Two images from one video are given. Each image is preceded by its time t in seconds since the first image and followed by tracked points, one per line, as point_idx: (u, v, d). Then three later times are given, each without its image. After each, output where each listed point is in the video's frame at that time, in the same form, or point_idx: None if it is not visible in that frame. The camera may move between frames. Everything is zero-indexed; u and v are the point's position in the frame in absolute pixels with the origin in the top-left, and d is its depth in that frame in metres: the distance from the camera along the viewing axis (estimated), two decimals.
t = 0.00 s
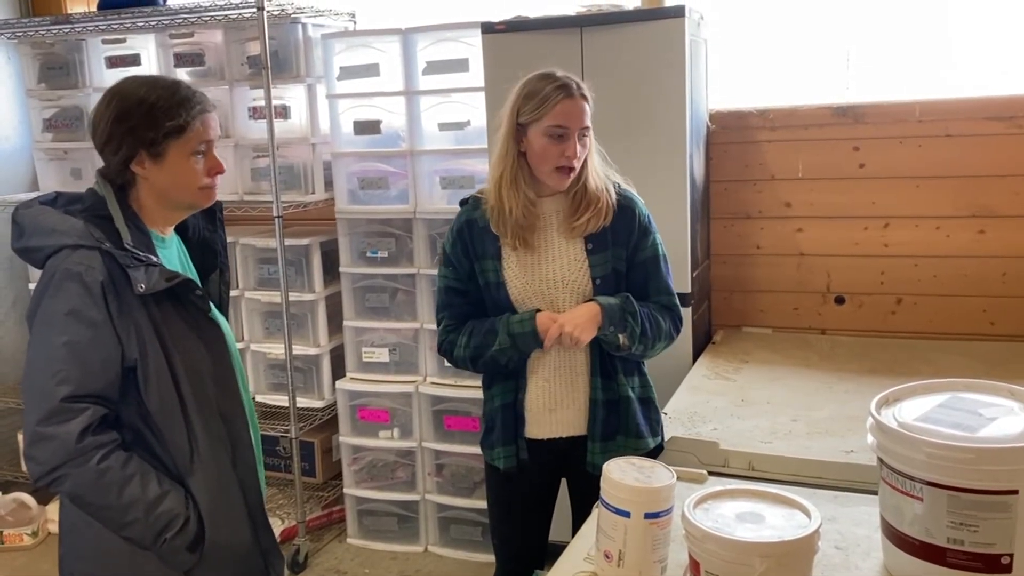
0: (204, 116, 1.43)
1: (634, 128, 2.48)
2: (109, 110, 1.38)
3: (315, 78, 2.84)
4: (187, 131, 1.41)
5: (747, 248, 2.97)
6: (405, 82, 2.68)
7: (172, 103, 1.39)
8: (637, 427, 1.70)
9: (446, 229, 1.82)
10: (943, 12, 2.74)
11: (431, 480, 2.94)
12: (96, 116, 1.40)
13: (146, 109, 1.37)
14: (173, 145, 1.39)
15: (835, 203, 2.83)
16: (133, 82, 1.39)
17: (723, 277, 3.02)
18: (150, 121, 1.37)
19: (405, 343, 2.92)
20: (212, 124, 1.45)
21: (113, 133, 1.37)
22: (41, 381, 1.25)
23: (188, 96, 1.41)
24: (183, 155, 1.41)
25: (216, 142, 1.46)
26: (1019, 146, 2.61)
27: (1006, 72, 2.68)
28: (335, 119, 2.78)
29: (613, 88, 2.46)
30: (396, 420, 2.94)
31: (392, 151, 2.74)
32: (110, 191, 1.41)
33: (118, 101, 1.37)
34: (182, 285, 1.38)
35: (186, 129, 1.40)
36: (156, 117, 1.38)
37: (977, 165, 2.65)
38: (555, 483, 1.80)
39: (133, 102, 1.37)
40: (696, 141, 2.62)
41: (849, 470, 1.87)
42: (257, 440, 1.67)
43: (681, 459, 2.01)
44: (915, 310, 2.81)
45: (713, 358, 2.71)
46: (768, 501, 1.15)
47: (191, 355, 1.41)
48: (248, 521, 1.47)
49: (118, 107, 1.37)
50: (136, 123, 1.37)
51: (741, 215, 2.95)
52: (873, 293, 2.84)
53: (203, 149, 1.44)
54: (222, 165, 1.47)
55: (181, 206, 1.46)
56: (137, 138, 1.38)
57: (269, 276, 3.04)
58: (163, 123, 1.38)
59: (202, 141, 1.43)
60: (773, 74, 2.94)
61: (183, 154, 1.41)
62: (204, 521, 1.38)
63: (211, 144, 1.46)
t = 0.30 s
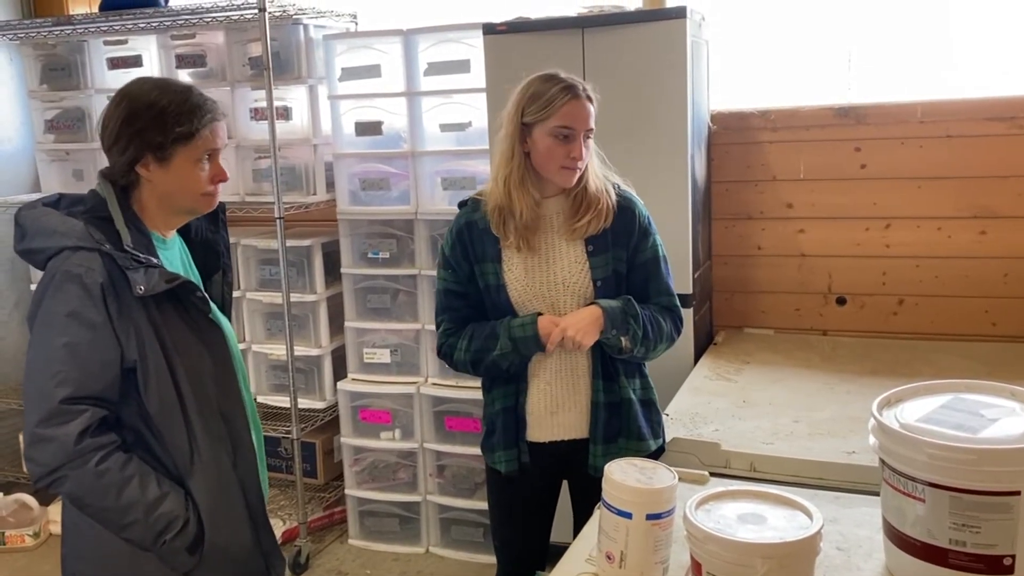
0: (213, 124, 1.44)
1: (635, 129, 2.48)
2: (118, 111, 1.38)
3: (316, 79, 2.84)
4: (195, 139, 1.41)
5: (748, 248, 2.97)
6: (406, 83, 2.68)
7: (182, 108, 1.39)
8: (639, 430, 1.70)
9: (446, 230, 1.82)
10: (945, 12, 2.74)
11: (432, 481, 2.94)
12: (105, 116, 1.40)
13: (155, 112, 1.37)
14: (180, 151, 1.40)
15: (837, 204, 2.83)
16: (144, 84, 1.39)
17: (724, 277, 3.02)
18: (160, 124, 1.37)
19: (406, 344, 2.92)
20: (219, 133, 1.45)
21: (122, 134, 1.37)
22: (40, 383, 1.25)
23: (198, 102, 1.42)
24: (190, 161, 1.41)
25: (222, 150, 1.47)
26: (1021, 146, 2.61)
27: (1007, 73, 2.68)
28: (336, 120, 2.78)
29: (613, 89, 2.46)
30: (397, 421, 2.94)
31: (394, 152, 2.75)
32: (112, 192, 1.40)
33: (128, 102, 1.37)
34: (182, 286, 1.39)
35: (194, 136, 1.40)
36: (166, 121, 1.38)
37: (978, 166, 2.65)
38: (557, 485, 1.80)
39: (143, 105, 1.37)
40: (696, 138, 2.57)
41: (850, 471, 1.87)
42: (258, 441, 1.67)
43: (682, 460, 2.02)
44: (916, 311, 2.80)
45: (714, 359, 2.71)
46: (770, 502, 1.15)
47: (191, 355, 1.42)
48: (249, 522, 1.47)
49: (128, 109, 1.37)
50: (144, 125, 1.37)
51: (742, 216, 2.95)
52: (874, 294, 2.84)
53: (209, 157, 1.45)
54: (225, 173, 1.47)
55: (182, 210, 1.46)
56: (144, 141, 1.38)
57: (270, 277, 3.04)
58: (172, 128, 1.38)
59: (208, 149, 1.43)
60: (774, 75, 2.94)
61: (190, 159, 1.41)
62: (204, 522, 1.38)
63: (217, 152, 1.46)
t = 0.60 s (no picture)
0: (216, 129, 1.43)
1: (636, 129, 2.48)
2: (122, 111, 1.38)
3: (318, 80, 2.84)
4: (197, 143, 1.40)
5: (750, 249, 2.97)
6: (408, 84, 2.68)
7: (185, 112, 1.39)
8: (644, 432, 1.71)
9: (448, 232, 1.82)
10: (946, 13, 2.73)
11: (434, 482, 2.94)
12: (110, 116, 1.40)
13: (158, 114, 1.37)
14: (181, 154, 1.39)
15: (838, 205, 2.83)
16: (149, 85, 1.39)
17: (726, 278, 3.02)
18: (161, 126, 1.37)
19: (407, 345, 2.92)
20: (223, 138, 1.45)
21: (124, 134, 1.37)
22: (32, 384, 1.25)
23: (203, 106, 1.41)
24: (190, 165, 1.41)
25: (225, 156, 1.46)
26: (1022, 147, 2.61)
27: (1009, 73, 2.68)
28: (338, 121, 2.79)
29: (614, 90, 2.46)
30: (399, 422, 2.95)
31: (395, 153, 2.75)
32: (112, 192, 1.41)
33: (132, 102, 1.38)
34: (177, 288, 1.39)
35: (195, 140, 1.40)
36: (168, 123, 1.37)
37: (980, 167, 2.65)
38: (560, 487, 1.80)
39: (146, 105, 1.37)
40: (698, 141, 2.62)
41: (852, 472, 1.87)
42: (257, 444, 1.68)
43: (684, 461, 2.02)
44: (918, 312, 2.80)
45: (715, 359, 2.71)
46: (771, 503, 1.15)
47: (186, 357, 1.42)
48: (244, 526, 1.46)
49: (132, 109, 1.37)
50: (146, 126, 1.36)
51: (744, 217, 2.95)
52: (876, 295, 2.84)
53: (211, 162, 1.44)
54: (227, 178, 1.47)
55: (181, 213, 1.46)
56: (145, 143, 1.37)
57: (272, 277, 3.04)
58: (173, 131, 1.38)
59: (211, 153, 1.43)
60: (776, 76, 2.94)
61: (191, 163, 1.41)
62: (197, 526, 1.38)
63: (219, 157, 1.45)
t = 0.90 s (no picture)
0: (213, 130, 1.43)
1: (637, 130, 2.48)
2: (119, 108, 1.38)
3: (319, 80, 2.84)
4: (192, 144, 1.40)
5: (751, 249, 2.96)
6: (409, 84, 2.68)
7: (182, 110, 1.39)
8: (648, 437, 1.70)
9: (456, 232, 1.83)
10: (947, 13, 2.73)
11: (435, 482, 2.94)
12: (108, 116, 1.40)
13: (155, 112, 1.37)
14: (175, 154, 1.39)
15: (840, 205, 2.83)
16: (149, 84, 1.39)
17: (727, 278, 3.02)
18: (158, 126, 1.37)
19: (408, 346, 2.92)
20: (221, 140, 1.45)
21: (121, 133, 1.38)
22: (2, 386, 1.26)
23: (201, 106, 1.41)
24: (185, 167, 1.41)
25: (223, 158, 1.46)
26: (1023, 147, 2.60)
27: (1009, 74, 2.68)
28: (339, 122, 2.79)
29: (614, 91, 2.46)
30: (399, 423, 2.95)
31: (396, 153, 2.75)
32: (105, 192, 1.41)
33: (129, 101, 1.38)
34: (160, 294, 1.38)
35: (190, 141, 1.40)
36: (163, 123, 1.37)
37: (982, 167, 2.65)
38: (567, 489, 1.81)
39: (143, 103, 1.37)
40: (699, 142, 2.63)
41: (853, 472, 1.87)
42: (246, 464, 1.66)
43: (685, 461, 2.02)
44: (919, 312, 2.80)
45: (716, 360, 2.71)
46: (773, 503, 1.15)
47: (168, 366, 1.40)
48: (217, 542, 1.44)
49: (129, 108, 1.37)
50: (141, 126, 1.37)
51: (745, 218, 2.95)
52: (877, 295, 2.84)
53: (208, 165, 1.44)
54: (225, 181, 1.47)
55: (176, 215, 1.46)
56: (139, 142, 1.38)
57: (273, 278, 3.05)
58: (167, 132, 1.38)
59: (208, 155, 1.43)
60: (777, 76, 2.94)
61: (186, 165, 1.41)
62: (164, 540, 1.37)
63: (217, 160, 1.45)
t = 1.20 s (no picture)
0: (212, 140, 1.42)
1: (638, 130, 2.48)
2: (115, 111, 1.37)
3: (320, 81, 2.84)
4: (189, 154, 1.40)
5: (752, 250, 2.96)
6: (410, 85, 2.69)
7: (181, 118, 1.38)
8: (654, 442, 1.70)
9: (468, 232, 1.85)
10: (947, 13, 2.73)
11: (436, 483, 2.94)
12: (105, 113, 1.40)
13: (153, 118, 1.36)
14: (171, 163, 1.39)
15: (841, 205, 2.82)
16: (148, 86, 1.38)
17: (728, 279, 3.02)
18: (154, 134, 1.36)
19: (409, 346, 2.92)
20: (220, 149, 1.44)
21: (116, 138, 1.37)
22: None
23: (202, 114, 1.40)
24: (181, 176, 1.40)
25: (221, 167, 1.46)
26: None
27: (1010, 74, 2.68)
28: (340, 122, 2.79)
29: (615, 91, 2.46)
30: (401, 423, 2.95)
31: (397, 153, 2.75)
32: (100, 196, 1.39)
33: (125, 105, 1.36)
34: (148, 310, 1.36)
35: (187, 151, 1.39)
36: (160, 130, 1.36)
37: (983, 167, 2.65)
38: (572, 491, 1.81)
39: (141, 107, 1.36)
40: (701, 142, 2.63)
41: (854, 473, 1.87)
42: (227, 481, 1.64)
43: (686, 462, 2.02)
44: (920, 313, 2.80)
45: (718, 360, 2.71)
46: (774, 504, 1.15)
47: (151, 387, 1.38)
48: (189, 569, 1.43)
49: (126, 112, 1.36)
50: (138, 133, 1.36)
51: (746, 218, 2.95)
52: (879, 296, 2.84)
53: (206, 174, 1.44)
54: (222, 192, 1.47)
55: (169, 223, 1.46)
56: (135, 150, 1.37)
57: (275, 278, 3.05)
58: (164, 141, 1.37)
59: (206, 165, 1.43)
60: (777, 76, 2.94)
61: (181, 174, 1.40)
62: (134, 567, 1.35)
63: (215, 170, 1.45)
